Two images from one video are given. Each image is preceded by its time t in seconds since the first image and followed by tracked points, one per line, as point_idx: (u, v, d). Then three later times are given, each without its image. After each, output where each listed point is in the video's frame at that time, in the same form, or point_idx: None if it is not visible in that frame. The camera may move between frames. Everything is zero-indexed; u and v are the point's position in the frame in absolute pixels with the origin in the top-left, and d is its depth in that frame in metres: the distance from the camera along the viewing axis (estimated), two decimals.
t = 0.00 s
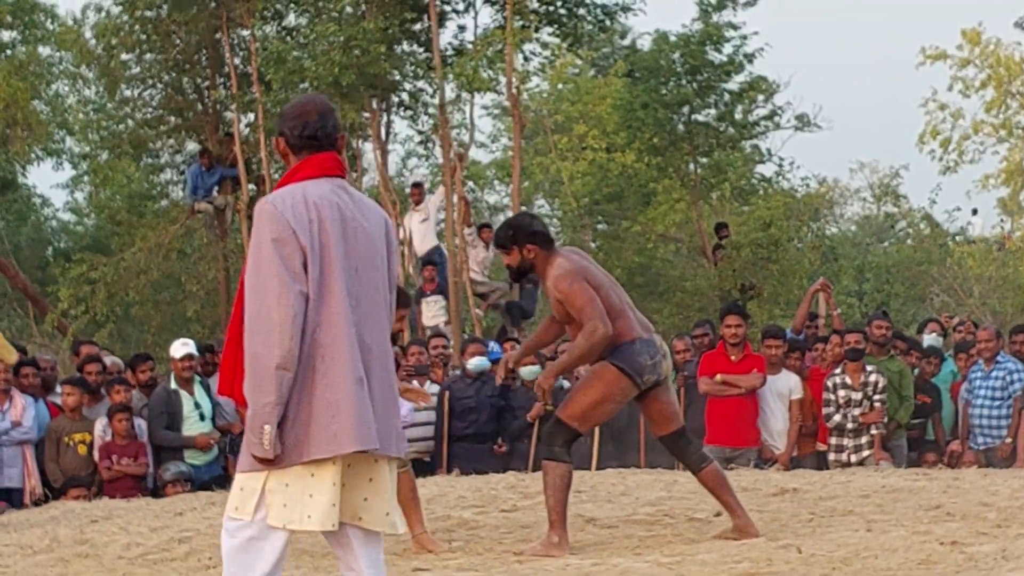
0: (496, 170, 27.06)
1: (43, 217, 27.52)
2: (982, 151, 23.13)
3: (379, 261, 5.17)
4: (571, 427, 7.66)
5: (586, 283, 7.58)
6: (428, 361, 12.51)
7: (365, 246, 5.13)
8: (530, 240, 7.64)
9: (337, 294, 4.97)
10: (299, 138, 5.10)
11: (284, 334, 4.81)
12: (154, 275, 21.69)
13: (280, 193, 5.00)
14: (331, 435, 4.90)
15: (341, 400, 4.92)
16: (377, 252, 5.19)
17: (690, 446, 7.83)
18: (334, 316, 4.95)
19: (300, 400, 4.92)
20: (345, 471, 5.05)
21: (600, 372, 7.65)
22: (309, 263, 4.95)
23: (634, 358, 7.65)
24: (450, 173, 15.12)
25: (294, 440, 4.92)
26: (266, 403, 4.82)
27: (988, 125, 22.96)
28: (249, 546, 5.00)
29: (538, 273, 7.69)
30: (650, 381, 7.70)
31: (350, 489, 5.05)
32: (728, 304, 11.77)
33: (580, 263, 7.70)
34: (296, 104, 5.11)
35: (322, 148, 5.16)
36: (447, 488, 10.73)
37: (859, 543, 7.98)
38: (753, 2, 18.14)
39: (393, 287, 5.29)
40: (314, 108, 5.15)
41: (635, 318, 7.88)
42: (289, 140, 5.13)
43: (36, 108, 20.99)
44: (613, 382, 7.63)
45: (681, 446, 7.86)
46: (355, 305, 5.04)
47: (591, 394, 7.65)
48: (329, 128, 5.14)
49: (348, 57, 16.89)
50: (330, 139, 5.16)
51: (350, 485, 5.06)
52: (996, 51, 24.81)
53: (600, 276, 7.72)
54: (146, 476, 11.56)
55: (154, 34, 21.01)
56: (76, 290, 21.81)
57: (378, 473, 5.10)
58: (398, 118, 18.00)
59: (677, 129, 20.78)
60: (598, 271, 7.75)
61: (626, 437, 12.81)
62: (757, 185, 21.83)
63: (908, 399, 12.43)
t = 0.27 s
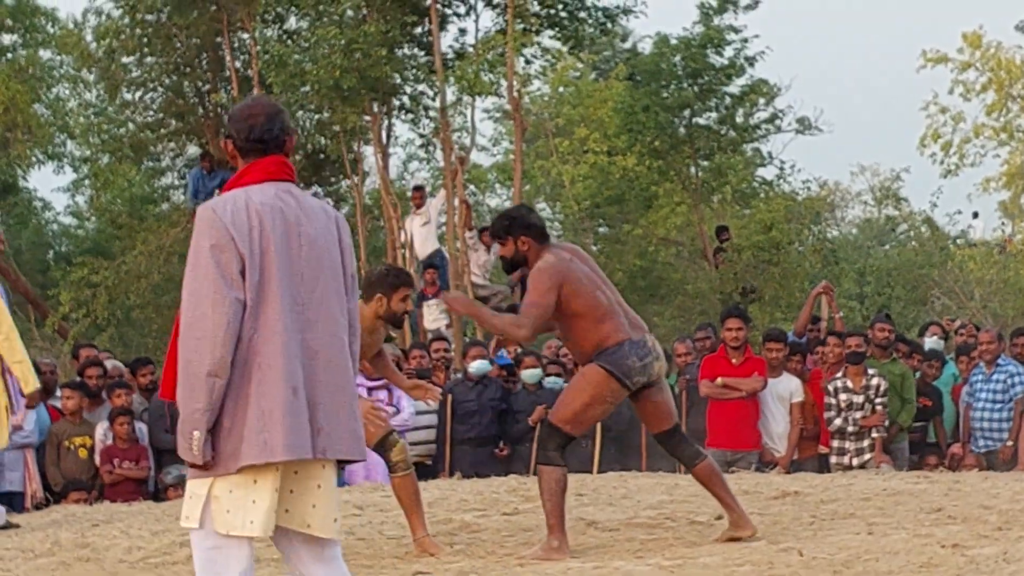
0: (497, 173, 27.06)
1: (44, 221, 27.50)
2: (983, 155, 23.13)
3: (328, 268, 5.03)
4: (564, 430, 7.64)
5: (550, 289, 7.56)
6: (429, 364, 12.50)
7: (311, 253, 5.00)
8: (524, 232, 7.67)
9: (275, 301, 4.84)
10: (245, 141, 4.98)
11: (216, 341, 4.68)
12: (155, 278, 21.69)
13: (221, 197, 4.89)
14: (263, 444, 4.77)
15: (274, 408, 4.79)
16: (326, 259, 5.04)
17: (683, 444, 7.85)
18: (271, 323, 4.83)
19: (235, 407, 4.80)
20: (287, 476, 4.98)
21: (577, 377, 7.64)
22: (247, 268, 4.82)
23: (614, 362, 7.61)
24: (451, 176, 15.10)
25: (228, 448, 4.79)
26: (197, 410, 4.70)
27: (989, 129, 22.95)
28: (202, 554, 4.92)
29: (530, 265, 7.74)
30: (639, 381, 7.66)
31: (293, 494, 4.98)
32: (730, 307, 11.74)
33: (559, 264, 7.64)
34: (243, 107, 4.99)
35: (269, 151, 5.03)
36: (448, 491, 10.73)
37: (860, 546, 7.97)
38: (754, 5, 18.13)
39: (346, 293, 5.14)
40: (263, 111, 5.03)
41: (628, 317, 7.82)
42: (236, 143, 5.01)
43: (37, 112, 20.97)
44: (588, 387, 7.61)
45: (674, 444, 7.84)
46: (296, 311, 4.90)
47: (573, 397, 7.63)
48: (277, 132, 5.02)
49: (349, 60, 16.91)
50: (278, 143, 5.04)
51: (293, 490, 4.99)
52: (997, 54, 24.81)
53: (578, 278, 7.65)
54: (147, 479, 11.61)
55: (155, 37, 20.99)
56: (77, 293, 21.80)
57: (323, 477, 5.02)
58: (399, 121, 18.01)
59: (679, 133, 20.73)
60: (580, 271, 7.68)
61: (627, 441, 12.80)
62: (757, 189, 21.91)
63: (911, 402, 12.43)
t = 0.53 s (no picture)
0: (500, 176, 27.05)
1: (47, 223, 27.50)
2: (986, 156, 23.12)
3: (292, 267, 4.94)
4: (564, 435, 7.62)
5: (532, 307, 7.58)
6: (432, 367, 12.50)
7: (272, 252, 4.91)
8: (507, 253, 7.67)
9: (233, 302, 4.79)
10: (205, 143, 4.90)
11: (168, 344, 4.66)
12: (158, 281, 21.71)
13: (178, 198, 4.83)
14: (220, 445, 4.73)
15: (231, 410, 4.74)
16: (290, 259, 4.95)
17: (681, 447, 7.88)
18: (230, 324, 4.77)
19: (193, 409, 4.76)
20: (261, 477, 4.91)
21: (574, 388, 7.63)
22: (204, 270, 4.77)
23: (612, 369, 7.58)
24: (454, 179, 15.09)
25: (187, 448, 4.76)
26: (150, 411, 4.68)
27: (992, 130, 22.95)
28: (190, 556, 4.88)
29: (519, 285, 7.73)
30: (642, 386, 7.64)
31: (269, 494, 4.92)
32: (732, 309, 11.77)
33: (542, 278, 7.64)
34: (203, 108, 4.91)
35: (230, 152, 4.96)
36: (452, 494, 10.72)
37: (863, 548, 7.96)
38: (757, 7, 18.13)
39: (313, 292, 5.05)
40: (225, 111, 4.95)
41: (627, 321, 7.77)
42: (198, 144, 4.94)
43: (40, 115, 20.98)
44: (586, 397, 7.59)
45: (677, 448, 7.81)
46: (256, 312, 4.83)
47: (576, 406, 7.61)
48: (239, 132, 4.92)
49: (351, 63, 16.91)
50: (239, 143, 4.95)
51: (269, 491, 4.92)
52: (1000, 56, 24.82)
53: (563, 291, 7.63)
54: (151, 481, 11.66)
55: (158, 40, 21.00)
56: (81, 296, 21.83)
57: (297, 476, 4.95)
58: (402, 124, 18.01)
59: (681, 135, 20.79)
60: (566, 284, 7.65)
61: (630, 443, 12.81)
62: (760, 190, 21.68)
63: (914, 404, 12.43)
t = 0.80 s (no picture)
0: (500, 177, 27.04)
1: (48, 225, 27.50)
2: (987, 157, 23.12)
3: (260, 278, 5.03)
4: (560, 435, 7.58)
5: (550, 297, 7.49)
6: (432, 368, 12.50)
7: (242, 262, 4.99)
8: (514, 246, 7.63)
9: (204, 311, 4.86)
10: (176, 155, 4.97)
11: (143, 351, 4.73)
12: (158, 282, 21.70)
13: (148, 207, 4.90)
14: (194, 452, 4.78)
15: (204, 416, 4.81)
16: (259, 270, 5.04)
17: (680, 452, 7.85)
18: (201, 332, 4.85)
19: (165, 417, 4.82)
20: (234, 489, 4.99)
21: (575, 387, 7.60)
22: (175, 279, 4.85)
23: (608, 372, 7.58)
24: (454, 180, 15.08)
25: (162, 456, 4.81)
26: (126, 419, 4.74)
27: (992, 131, 22.94)
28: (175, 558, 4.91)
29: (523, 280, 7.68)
30: (638, 387, 7.63)
31: (241, 506, 4.99)
32: (733, 310, 11.78)
33: (551, 273, 7.61)
34: (174, 120, 4.97)
35: (200, 163, 5.04)
36: (452, 495, 10.72)
37: (864, 550, 7.96)
38: (756, 7, 18.13)
39: (281, 303, 5.14)
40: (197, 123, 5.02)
41: (625, 323, 7.77)
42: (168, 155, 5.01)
43: (41, 116, 20.96)
44: (586, 397, 7.59)
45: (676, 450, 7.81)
46: (228, 321, 4.91)
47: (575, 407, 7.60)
48: (210, 143, 5.00)
49: (352, 64, 16.92)
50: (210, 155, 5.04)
51: (242, 503, 5.00)
52: (1000, 57, 24.82)
53: (570, 284, 7.59)
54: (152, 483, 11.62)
55: (158, 42, 20.99)
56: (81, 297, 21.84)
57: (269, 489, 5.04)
58: (403, 125, 18.02)
59: (681, 136, 20.80)
60: (573, 280, 7.63)
61: (630, 444, 12.81)
62: (760, 192, 21.67)
63: (915, 405, 12.45)
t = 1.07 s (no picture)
0: (500, 178, 27.03)
1: (48, 226, 27.49)
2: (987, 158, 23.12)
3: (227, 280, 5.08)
4: (553, 437, 7.58)
5: (545, 293, 7.48)
6: (433, 369, 12.53)
7: (211, 265, 5.04)
8: (514, 243, 7.63)
9: (174, 310, 4.91)
10: (152, 157, 5.03)
11: (116, 346, 4.76)
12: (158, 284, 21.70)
13: (122, 206, 4.94)
14: (159, 451, 4.82)
15: (170, 413, 4.85)
16: (227, 274, 5.10)
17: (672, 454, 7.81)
18: (171, 331, 4.89)
19: (132, 413, 4.85)
20: (190, 488, 4.99)
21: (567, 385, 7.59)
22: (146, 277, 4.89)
23: (597, 376, 7.57)
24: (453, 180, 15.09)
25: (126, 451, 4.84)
26: (98, 413, 4.74)
27: (992, 132, 22.94)
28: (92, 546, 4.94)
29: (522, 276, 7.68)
30: (630, 391, 7.62)
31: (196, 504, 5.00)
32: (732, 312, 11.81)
33: (550, 270, 7.60)
34: (153, 122, 5.02)
35: (176, 166, 5.08)
36: (452, 496, 10.73)
37: (863, 550, 7.97)
38: (756, 8, 18.13)
39: (245, 308, 5.20)
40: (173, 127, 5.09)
41: (620, 326, 7.75)
42: (146, 158, 5.06)
43: (41, 118, 20.95)
44: (577, 395, 7.57)
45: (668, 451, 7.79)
46: (195, 322, 4.96)
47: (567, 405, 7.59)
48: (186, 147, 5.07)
49: (351, 66, 16.93)
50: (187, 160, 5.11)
51: (197, 503, 5.00)
52: (1000, 58, 24.81)
53: (568, 284, 7.57)
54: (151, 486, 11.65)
55: (158, 43, 20.98)
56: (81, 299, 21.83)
57: (228, 489, 5.03)
58: (403, 126, 18.01)
59: (681, 137, 20.80)
60: (571, 279, 7.61)
61: (629, 446, 12.81)
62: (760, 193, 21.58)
63: (915, 405, 12.46)
